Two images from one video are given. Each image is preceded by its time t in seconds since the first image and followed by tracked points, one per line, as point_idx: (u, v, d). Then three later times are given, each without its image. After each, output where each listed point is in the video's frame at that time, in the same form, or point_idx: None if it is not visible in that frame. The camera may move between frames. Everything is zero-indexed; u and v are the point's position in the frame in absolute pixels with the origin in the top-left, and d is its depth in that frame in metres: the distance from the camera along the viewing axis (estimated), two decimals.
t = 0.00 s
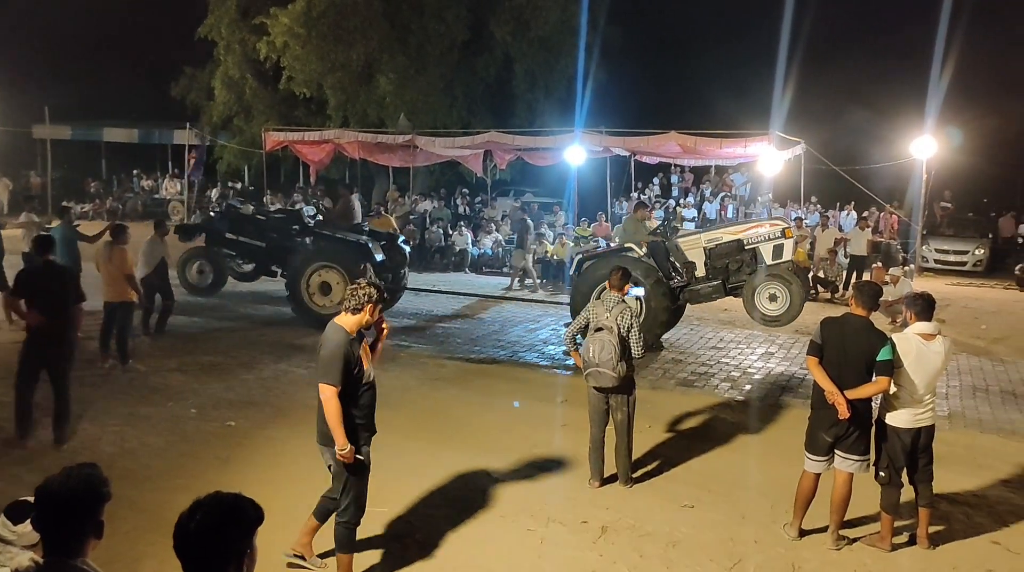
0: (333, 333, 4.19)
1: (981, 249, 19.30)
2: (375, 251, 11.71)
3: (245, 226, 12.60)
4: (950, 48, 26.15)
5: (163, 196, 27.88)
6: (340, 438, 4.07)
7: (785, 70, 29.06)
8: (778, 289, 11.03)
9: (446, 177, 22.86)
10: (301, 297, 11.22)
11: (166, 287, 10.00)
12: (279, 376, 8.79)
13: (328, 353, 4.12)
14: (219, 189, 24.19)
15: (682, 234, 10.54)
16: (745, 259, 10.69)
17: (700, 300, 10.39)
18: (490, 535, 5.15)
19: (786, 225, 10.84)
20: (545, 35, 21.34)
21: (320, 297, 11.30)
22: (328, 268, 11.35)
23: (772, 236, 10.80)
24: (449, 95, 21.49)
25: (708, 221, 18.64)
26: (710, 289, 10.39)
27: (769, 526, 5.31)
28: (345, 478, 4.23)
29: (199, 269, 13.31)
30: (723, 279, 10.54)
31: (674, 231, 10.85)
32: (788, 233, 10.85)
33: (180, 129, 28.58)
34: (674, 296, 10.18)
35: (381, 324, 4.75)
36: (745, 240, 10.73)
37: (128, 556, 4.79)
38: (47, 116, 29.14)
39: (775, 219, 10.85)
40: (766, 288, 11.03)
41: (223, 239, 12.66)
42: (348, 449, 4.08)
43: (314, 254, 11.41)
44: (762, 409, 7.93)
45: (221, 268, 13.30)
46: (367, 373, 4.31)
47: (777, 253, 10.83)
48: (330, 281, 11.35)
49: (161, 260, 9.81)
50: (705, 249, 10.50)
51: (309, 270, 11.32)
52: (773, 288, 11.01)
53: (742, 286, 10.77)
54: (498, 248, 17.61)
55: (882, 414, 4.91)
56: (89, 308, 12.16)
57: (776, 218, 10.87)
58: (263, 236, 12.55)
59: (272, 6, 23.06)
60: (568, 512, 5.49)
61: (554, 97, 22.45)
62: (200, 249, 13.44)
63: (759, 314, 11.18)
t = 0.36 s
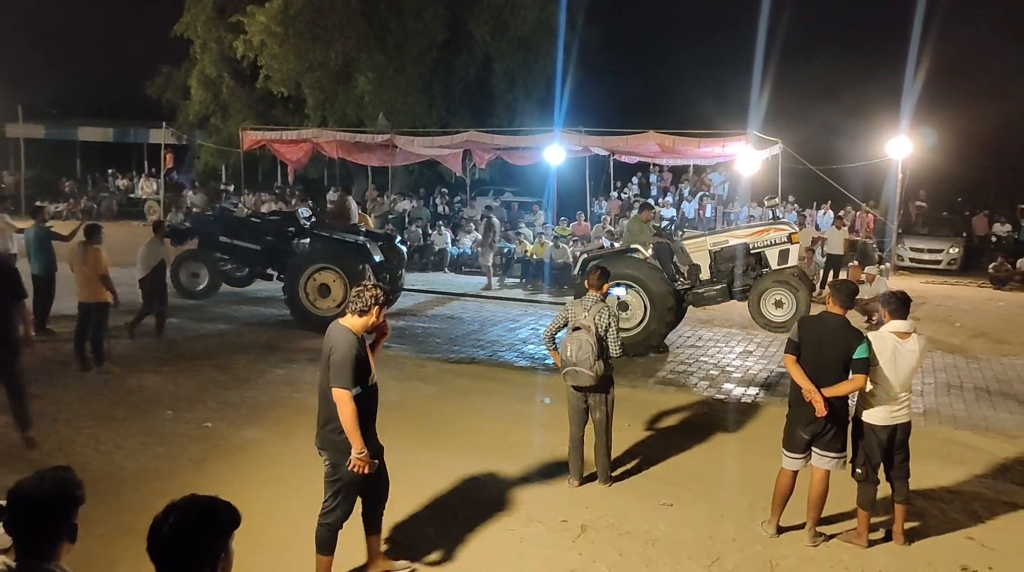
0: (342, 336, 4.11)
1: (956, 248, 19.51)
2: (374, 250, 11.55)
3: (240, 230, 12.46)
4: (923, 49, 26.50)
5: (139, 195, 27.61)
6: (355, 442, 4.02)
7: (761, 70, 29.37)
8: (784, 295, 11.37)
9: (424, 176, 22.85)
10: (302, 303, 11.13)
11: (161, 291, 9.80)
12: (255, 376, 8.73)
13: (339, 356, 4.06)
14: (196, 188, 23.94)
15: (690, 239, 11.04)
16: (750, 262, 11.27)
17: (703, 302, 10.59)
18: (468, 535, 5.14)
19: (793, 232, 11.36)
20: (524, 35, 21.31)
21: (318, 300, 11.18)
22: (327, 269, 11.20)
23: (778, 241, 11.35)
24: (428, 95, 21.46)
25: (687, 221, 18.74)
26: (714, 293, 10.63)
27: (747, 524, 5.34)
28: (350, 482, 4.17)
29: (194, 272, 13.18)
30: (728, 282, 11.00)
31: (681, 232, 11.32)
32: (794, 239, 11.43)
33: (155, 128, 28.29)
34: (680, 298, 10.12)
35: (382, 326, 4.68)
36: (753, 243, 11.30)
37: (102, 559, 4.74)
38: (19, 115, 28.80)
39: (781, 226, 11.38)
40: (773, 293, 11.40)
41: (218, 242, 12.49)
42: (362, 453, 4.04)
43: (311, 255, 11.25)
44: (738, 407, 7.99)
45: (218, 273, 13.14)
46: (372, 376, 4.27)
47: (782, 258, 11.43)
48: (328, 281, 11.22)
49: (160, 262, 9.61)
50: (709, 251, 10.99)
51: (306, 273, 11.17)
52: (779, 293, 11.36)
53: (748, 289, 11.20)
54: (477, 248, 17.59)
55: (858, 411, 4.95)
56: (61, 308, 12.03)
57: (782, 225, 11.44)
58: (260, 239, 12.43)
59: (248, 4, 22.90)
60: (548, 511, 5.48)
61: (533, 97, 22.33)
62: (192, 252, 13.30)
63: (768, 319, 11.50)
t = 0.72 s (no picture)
0: (352, 331, 4.11)
1: (935, 245, 19.70)
2: (374, 250, 11.35)
3: (238, 228, 12.35)
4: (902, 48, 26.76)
5: (118, 193, 27.36)
6: (371, 433, 4.02)
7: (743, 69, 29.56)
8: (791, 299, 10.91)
9: (407, 173, 22.84)
10: (301, 304, 10.96)
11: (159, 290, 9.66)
12: (237, 374, 8.68)
13: (349, 349, 4.05)
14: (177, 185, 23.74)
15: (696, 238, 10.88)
16: (755, 265, 11.07)
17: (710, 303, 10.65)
18: (451, 531, 5.13)
19: (800, 235, 11.15)
20: (507, 31, 21.27)
21: (317, 300, 10.99)
22: (327, 269, 11.02)
23: (785, 244, 11.14)
24: (411, 92, 21.38)
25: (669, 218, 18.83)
26: (718, 294, 10.65)
27: (729, 520, 5.36)
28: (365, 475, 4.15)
29: (191, 268, 13.11)
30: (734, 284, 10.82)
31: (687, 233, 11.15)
32: (801, 243, 11.18)
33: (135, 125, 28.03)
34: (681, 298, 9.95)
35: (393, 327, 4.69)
36: (760, 246, 11.05)
37: (82, 559, 4.69)
38: None
39: (789, 229, 11.18)
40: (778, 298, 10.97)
41: (217, 240, 12.44)
42: (379, 445, 4.04)
43: (311, 255, 11.08)
44: (719, 403, 8.02)
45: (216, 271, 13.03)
46: (385, 370, 4.27)
47: (788, 261, 11.16)
48: (328, 282, 11.02)
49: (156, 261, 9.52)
50: (717, 253, 10.80)
51: (306, 273, 11.02)
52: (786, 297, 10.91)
53: (754, 292, 11.06)
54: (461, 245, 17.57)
55: (839, 407, 4.98)
56: (38, 307, 11.90)
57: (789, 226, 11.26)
58: (258, 237, 12.29)
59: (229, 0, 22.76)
60: (532, 508, 5.48)
61: (516, 94, 22.28)
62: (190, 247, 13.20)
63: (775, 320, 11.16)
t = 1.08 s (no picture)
0: (359, 323, 4.09)
1: (914, 238, 19.87)
2: (377, 249, 11.13)
3: (240, 219, 12.19)
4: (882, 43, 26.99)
5: (96, 187, 27.08)
6: (371, 425, 4.02)
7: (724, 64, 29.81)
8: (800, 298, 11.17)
9: (388, 168, 22.76)
10: (303, 301, 10.78)
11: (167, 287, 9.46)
12: (218, 370, 8.61)
13: (354, 341, 4.04)
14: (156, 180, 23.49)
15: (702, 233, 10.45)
16: (763, 260, 10.46)
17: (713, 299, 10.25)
18: (434, 526, 5.11)
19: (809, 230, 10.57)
20: (487, 25, 21.40)
21: (316, 295, 10.81)
22: (329, 265, 10.78)
23: (793, 239, 10.54)
24: (393, 86, 21.28)
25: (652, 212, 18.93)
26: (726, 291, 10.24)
27: (713, 512, 5.38)
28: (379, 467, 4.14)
29: (190, 257, 13.45)
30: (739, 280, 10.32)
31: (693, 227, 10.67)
32: (809, 237, 10.57)
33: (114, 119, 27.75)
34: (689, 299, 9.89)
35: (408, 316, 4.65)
36: (767, 241, 10.48)
37: (60, 557, 4.63)
38: None
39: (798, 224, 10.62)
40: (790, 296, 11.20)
41: (218, 229, 12.28)
42: (378, 436, 4.03)
43: (314, 249, 10.82)
44: (702, 397, 8.05)
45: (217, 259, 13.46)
46: (391, 363, 4.24)
47: (796, 257, 10.58)
48: (331, 279, 10.81)
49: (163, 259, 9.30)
50: (723, 248, 10.31)
51: (306, 268, 10.79)
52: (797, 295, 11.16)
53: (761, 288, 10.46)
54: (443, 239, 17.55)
55: (820, 400, 5.01)
56: (16, 303, 11.77)
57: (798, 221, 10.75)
58: (260, 229, 12.13)
59: None
60: (516, 502, 5.47)
61: (498, 88, 22.24)
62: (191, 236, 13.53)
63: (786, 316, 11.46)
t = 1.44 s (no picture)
0: (371, 324, 4.09)
1: (896, 234, 20.02)
2: (382, 248, 10.85)
3: (243, 212, 11.69)
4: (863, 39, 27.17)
5: (77, 184, 26.82)
6: (366, 430, 4.00)
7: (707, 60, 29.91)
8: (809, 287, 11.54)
9: (372, 164, 22.67)
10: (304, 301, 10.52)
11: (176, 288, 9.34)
12: (201, 367, 8.56)
13: (365, 342, 4.02)
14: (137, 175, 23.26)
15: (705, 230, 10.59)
16: (769, 253, 10.62)
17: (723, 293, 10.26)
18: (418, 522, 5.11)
19: (811, 222, 10.89)
20: (472, 22, 21.31)
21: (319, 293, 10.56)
22: (333, 263, 10.55)
23: (796, 232, 10.84)
24: (376, 83, 21.23)
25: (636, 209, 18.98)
26: (733, 284, 10.27)
27: (696, 507, 5.41)
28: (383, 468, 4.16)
29: (193, 250, 13.44)
30: (746, 273, 10.39)
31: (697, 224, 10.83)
32: (812, 229, 10.90)
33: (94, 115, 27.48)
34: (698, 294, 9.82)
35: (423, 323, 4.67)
36: (771, 235, 10.70)
37: (41, 556, 4.60)
38: None
39: (800, 217, 10.91)
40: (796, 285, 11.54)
41: (220, 223, 11.76)
42: (371, 441, 4.01)
43: (321, 246, 10.60)
44: (686, 392, 8.09)
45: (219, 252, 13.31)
46: (403, 366, 4.22)
47: (800, 249, 10.89)
48: (335, 277, 10.57)
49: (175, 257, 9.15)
50: (727, 241, 10.49)
51: (311, 266, 10.54)
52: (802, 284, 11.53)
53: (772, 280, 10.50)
54: (427, 236, 17.49)
55: (802, 395, 5.05)
56: None
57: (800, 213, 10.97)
58: (264, 224, 11.68)
59: None
60: (500, 499, 5.47)
61: (482, 85, 22.20)
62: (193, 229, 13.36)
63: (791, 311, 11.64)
